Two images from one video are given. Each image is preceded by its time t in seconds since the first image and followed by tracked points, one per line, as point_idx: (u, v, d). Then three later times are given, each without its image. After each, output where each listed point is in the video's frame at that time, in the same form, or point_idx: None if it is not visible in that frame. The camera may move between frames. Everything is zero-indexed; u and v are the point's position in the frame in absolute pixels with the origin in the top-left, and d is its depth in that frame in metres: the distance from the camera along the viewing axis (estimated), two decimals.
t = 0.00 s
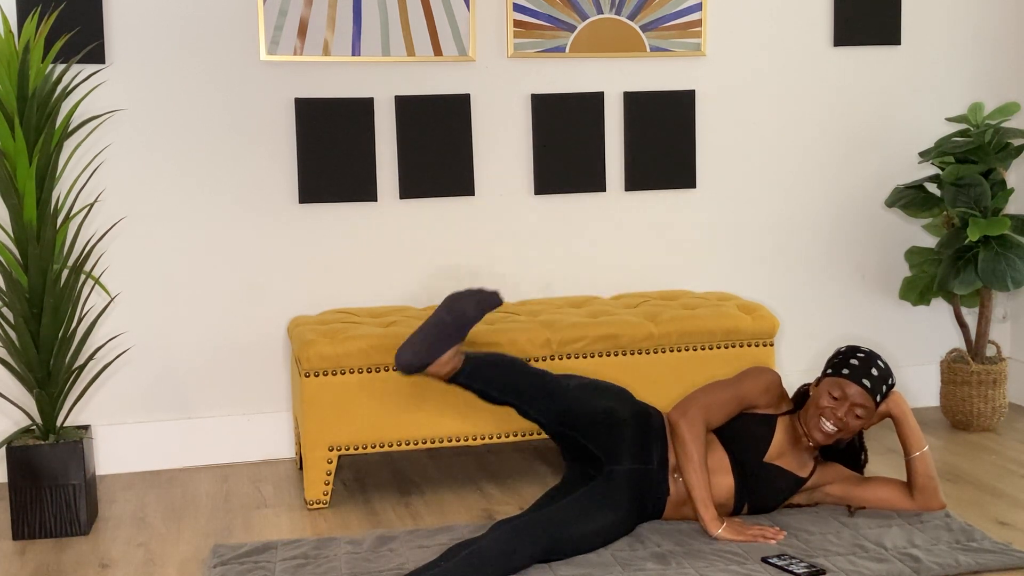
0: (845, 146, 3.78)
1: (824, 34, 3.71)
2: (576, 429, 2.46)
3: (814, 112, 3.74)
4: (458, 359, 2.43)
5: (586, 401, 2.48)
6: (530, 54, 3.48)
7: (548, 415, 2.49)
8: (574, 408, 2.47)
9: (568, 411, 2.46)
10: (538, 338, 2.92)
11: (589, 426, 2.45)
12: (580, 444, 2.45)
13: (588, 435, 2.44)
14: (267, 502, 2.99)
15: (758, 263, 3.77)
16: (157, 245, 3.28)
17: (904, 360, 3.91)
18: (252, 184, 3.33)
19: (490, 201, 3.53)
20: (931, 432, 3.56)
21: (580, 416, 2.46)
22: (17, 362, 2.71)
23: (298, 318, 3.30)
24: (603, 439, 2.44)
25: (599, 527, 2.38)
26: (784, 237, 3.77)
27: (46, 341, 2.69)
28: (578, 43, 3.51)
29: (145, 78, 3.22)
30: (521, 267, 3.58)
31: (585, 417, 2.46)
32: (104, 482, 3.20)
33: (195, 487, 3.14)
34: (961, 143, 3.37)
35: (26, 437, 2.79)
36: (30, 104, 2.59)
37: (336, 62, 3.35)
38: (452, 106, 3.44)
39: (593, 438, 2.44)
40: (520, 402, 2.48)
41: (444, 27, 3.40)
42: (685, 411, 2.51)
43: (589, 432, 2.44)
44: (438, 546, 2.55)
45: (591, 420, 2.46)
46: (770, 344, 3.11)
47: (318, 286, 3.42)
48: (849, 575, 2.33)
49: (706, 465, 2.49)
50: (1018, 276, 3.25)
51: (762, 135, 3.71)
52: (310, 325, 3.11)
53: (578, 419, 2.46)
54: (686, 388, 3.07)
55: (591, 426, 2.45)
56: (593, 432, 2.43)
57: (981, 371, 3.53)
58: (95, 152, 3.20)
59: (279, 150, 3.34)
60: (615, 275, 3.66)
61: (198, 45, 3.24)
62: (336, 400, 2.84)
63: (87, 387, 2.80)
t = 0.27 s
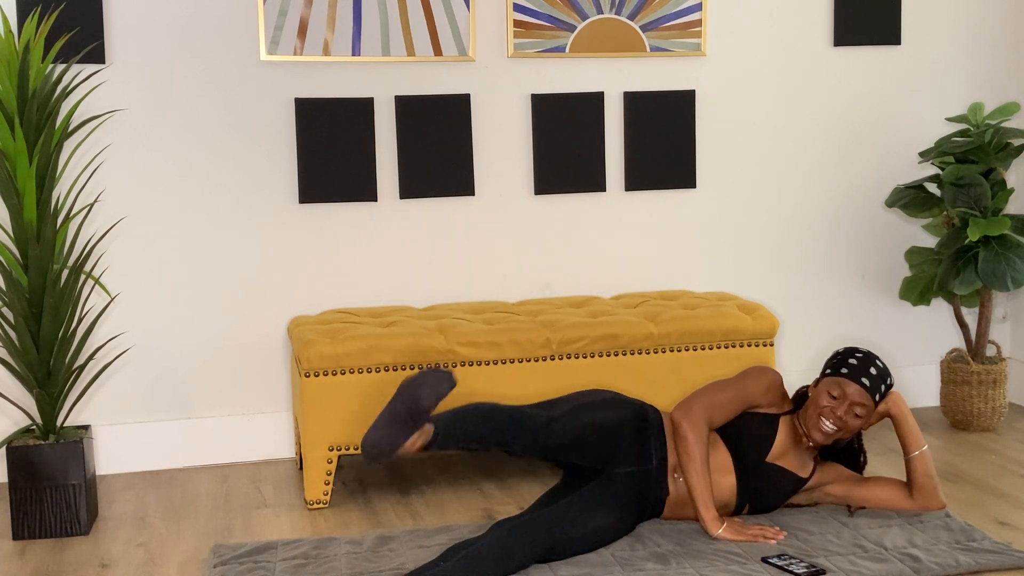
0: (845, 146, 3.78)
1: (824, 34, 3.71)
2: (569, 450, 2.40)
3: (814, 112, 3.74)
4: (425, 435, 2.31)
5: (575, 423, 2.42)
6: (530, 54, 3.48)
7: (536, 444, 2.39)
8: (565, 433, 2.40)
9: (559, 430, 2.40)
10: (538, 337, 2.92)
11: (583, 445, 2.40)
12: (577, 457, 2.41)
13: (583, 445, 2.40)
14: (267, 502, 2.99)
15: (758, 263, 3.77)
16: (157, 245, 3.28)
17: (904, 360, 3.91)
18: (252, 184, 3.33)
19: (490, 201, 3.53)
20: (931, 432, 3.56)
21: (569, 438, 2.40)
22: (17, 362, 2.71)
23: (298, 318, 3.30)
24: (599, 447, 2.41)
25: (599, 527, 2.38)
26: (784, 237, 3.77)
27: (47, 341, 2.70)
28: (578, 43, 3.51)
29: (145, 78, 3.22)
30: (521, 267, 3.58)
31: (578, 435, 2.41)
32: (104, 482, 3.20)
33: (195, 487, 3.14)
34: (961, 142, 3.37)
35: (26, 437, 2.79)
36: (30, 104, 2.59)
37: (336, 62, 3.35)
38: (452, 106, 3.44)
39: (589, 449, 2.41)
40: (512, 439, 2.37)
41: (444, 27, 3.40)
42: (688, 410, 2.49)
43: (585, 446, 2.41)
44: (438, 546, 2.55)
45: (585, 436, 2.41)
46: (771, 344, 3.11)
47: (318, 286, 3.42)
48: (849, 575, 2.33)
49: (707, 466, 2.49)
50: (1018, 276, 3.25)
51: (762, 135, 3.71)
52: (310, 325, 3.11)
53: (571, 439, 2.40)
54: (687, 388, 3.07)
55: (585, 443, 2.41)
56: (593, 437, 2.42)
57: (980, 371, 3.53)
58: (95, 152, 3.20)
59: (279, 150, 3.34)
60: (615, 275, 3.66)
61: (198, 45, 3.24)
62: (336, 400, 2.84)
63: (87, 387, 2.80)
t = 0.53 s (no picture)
0: (845, 146, 3.78)
1: (824, 35, 3.71)
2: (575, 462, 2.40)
3: (814, 112, 3.74)
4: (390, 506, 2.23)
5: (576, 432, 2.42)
6: (530, 54, 3.48)
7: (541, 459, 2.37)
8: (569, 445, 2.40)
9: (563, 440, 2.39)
10: (539, 337, 2.93)
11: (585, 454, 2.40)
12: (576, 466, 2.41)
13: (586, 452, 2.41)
14: (267, 502, 2.99)
15: (758, 263, 3.76)
16: (157, 245, 3.28)
17: (904, 360, 3.91)
18: (252, 184, 3.33)
19: (490, 201, 3.53)
20: (931, 432, 3.56)
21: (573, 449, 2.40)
22: (17, 362, 2.71)
23: (298, 318, 3.30)
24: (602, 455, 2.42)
25: (599, 527, 2.38)
26: (784, 237, 3.77)
27: (47, 341, 2.70)
28: (578, 43, 3.51)
29: (145, 78, 3.22)
30: (521, 267, 3.58)
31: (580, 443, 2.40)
32: (104, 482, 3.20)
33: (195, 487, 3.14)
34: (961, 142, 3.37)
35: (26, 437, 2.79)
36: (30, 104, 2.59)
37: (336, 62, 3.35)
38: (452, 106, 3.44)
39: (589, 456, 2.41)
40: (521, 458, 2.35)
41: (444, 27, 3.40)
42: (691, 410, 2.49)
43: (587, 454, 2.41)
44: (438, 546, 2.55)
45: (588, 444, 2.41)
46: (771, 344, 3.11)
47: (318, 286, 3.42)
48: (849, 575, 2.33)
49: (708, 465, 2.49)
50: (1018, 276, 3.25)
51: (762, 135, 3.71)
52: (310, 325, 3.11)
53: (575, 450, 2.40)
54: (687, 388, 3.07)
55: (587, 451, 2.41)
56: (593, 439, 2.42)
57: (980, 371, 3.53)
58: (95, 152, 3.20)
59: (279, 150, 3.34)
60: (615, 275, 3.66)
61: (198, 45, 3.24)
62: (336, 400, 2.84)
63: (87, 387, 2.80)
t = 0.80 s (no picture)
0: (845, 146, 3.78)
1: (824, 34, 3.71)
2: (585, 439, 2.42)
3: (815, 111, 3.74)
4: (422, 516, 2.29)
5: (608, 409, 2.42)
6: (530, 54, 3.48)
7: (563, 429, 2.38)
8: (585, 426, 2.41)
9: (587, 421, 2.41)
10: (538, 338, 2.93)
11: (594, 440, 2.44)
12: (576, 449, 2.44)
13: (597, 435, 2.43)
14: (267, 502, 2.99)
15: (758, 263, 3.76)
16: (157, 246, 3.28)
17: (904, 360, 3.91)
18: (252, 184, 3.33)
19: (490, 201, 3.53)
20: (931, 432, 3.56)
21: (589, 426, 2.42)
22: (17, 362, 2.71)
23: (298, 318, 3.30)
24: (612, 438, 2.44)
25: (600, 527, 2.38)
26: (784, 237, 3.77)
27: (47, 341, 2.70)
28: (578, 43, 3.51)
29: (145, 78, 3.22)
30: (521, 267, 3.58)
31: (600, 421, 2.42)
32: (104, 482, 3.20)
33: (195, 487, 3.14)
34: (961, 142, 3.37)
35: (26, 437, 2.79)
36: (30, 104, 2.59)
37: (336, 62, 3.35)
38: (452, 106, 3.44)
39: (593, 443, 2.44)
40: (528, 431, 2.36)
41: (443, 27, 3.40)
42: (689, 410, 2.50)
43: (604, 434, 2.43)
44: (438, 546, 2.55)
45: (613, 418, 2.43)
46: (770, 344, 3.11)
47: (318, 286, 3.42)
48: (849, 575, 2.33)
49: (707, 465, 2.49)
50: (1018, 276, 3.25)
51: (762, 135, 3.71)
52: (310, 325, 3.11)
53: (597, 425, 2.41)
54: (686, 388, 3.07)
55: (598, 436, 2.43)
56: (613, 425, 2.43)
57: (980, 371, 3.53)
58: (95, 152, 3.20)
59: (279, 150, 3.34)
60: (615, 275, 3.66)
61: (198, 45, 3.24)
62: (336, 400, 2.84)
63: (87, 388, 2.80)
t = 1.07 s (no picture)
0: (845, 146, 3.78)
1: (824, 35, 3.71)
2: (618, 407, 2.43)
3: (815, 111, 3.74)
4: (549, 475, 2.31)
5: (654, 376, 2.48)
6: (530, 54, 3.48)
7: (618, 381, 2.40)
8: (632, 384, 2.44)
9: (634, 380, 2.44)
10: (538, 338, 2.93)
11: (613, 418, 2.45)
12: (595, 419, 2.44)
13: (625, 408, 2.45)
14: (267, 502, 2.99)
15: (758, 263, 3.76)
16: (156, 246, 3.28)
17: (904, 360, 3.91)
18: (252, 184, 3.33)
19: (490, 201, 3.52)
20: (931, 432, 3.56)
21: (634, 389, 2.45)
22: (17, 362, 2.71)
23: (298, 318, 3.30)
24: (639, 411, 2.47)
25: (600, 527, 2.38)
26: (785, 236, 3.77)
27: (46, 341, 2.69)
28: (578, 43, 3.51)
29: (145, 78, 3.22)
30: (521, 267, 3.58)
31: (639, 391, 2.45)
32: (104, 482, 3.20)
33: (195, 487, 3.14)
34: (961, 142, 3.37)
35: (26, 437, 2.79)
36: (30, 104, 2.59)
37: (336, 62, 3.35)
38: (452, 106, 3.44)
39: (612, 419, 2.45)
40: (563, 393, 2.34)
41: (443, 27, 3.40)
42: (688, 410, 2.50)
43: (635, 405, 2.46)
44: (438, 546, 2.55)
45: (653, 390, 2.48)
46: (771, 344, 3.11)
47: (318, 286, 3.42)
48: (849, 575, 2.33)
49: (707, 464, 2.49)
50: (1018, 276, 3.25)
51: (763, 135, 3.71)
52: (310, 325, 3.11)
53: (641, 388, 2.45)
54: (687, 388, 3.07)
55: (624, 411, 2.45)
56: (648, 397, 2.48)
57: (981, 371, 3.53)
58: (95, 152, 3.20)
59: (279, 150, 3.34)
60: (615, 275, 3.66)
61: (198, 45, 3.25)
62: (336, 400, 2.84)
63: (87, 388, 2.80)
